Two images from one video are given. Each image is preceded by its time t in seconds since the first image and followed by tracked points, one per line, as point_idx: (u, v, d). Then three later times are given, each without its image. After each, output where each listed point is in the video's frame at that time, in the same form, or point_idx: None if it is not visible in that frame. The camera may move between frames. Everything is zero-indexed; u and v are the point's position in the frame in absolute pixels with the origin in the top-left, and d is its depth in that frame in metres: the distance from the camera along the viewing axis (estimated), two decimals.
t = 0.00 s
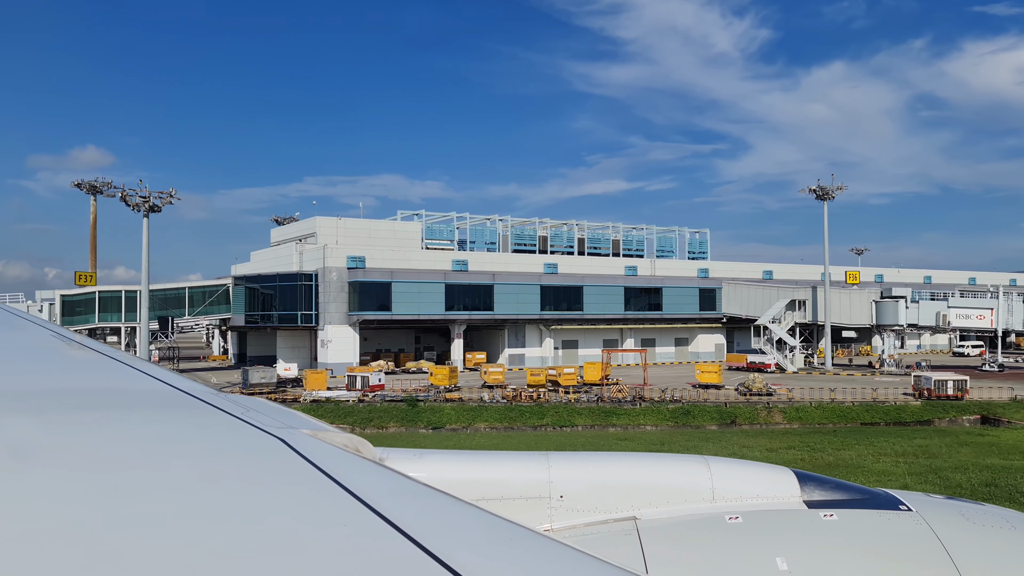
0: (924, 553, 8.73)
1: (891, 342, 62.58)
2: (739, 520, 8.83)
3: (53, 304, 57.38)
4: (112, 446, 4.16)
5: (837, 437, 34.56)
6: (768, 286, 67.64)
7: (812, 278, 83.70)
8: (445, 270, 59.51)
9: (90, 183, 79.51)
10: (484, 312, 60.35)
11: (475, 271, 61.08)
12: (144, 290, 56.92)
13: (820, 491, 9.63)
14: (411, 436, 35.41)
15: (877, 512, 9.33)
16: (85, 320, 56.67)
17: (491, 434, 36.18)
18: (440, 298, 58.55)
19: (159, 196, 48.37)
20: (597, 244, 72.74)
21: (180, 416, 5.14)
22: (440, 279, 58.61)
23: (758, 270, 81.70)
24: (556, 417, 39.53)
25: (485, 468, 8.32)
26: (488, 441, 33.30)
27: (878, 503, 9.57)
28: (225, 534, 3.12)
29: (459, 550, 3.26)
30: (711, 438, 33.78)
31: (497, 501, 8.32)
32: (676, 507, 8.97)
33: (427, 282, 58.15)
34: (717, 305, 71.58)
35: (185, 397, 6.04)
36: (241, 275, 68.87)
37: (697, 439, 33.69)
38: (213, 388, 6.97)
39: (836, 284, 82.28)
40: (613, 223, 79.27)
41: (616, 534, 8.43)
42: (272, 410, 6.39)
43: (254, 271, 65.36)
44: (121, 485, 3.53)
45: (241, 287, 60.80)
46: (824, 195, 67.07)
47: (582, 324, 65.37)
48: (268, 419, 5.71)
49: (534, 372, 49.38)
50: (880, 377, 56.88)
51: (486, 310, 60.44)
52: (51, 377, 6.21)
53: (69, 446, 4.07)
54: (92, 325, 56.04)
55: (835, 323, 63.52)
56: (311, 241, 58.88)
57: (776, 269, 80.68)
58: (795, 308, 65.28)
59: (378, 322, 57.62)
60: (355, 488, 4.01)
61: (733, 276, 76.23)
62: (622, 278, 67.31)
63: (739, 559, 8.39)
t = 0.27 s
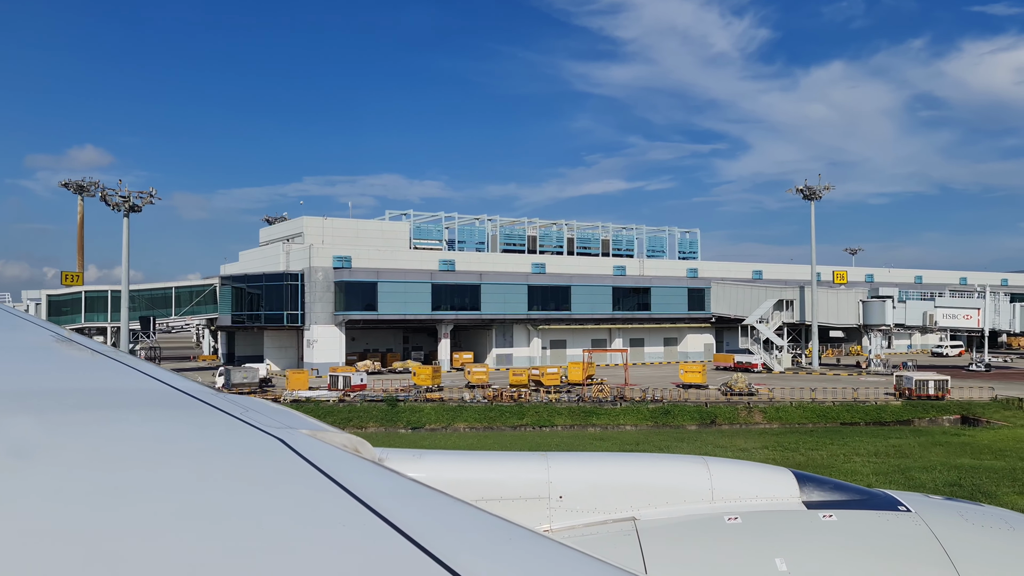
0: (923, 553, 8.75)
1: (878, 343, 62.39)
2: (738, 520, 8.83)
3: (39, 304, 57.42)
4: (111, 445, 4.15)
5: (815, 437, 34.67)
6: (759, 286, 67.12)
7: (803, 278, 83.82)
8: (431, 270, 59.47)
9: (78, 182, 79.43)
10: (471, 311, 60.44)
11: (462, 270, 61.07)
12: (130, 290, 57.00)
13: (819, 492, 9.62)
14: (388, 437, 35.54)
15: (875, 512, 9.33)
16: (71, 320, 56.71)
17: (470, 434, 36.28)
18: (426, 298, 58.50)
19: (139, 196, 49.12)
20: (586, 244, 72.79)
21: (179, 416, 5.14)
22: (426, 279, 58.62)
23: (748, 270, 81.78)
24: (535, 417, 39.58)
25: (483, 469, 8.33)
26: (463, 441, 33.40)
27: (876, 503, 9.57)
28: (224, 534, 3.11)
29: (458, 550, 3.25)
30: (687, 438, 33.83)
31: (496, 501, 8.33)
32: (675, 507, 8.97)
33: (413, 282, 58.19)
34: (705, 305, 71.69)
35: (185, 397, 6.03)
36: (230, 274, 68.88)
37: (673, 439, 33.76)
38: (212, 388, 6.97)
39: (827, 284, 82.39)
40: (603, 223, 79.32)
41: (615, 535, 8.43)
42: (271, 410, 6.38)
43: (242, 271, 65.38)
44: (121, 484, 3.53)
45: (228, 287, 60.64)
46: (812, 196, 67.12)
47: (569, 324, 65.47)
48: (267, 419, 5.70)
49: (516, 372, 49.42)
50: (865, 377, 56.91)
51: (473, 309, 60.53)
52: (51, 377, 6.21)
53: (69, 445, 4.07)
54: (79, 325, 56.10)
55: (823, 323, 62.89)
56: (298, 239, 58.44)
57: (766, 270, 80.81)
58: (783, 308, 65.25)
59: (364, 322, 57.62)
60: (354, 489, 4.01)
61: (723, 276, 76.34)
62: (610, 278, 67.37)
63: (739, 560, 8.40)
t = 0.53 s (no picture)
0: (921, 553, 8.76)
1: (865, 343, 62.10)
2: (736, 521, 8.83)
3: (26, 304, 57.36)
4: (111, 445, 4.15)
5: (791, 437, 34.77)
6: (746, 286, 67.52)
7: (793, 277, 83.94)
8: (418, 270, 59.48)
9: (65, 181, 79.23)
10: (459, 311, 60.53)
11: (450, 270, 61.04)
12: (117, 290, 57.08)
13: (818, 492, 9.60)
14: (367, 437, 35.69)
15: (874, 513, 9.33)
16: (57, 320, 56.68)
17: (452, 434, 36.36)
18: (413, 298, 58.48)
19: (120, 195, 49.40)
20: (576, 243, 72.78)
21: (181, 416, 5.15)
22: (413, 279, 58.58)
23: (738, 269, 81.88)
24: (517, 417, 39.70)
25: (481, 469, 8.34)
26: (440, 441, 33.50)
27: (874, 503, 9.58)
28: (229, 535, 3.11)
29: (459, 550, 3.26)
30: (663, 438, 33.87)
31: (495, 502, 8.32)
32: (674, 507, 8.97)
33: (400, 282, 58.15)
34: (694, 305, 71.84)
35: (184, 397, 6.05)
36: (218, 274, 68.83)
37: (649, 439, 33.82)
38: (212, 388, 6.97)
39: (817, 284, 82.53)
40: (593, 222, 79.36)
41: (615, 536, 8.42)
42: (272, 410, 6.39)
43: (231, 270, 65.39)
44: (121, 484, 3.54)
45: (215, 287, 60.68)
46: (799, 196, 67.15)
47: (557, 324, 65.60)
48: (267, 419, 5.71)
49: (500, 372, 49.27)
50: (851, 377, 56.92)
51: (460, 309, 60.58)
52: (52, 376, 6.22)
53: (68, 447, 4.07)
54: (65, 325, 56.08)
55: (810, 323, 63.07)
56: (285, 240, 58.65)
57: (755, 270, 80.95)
58: (771, 308, 65.33)
59: (351, 322, 57.68)
60: (354, 490, 4.00)
61: (712, 276, 76.41)
62: (598, 278, 67.46)
63: (737, 560, 8.41)
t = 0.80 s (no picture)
0: (923, 554, 8.75)
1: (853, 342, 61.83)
2: (735, 520, 8.82)
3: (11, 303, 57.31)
4: (109, 445, 4.15)
5: (768, 436, 34.79)
6: (735, 286, 67.59)
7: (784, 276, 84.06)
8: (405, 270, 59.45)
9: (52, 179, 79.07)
10: (446, 311, 60.65)
11: (437, 270, 60.99)
12: (104, 289, 57.13)
13: (818, 492, 9.61)
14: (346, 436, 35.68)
15: (873, 513, 9.33)
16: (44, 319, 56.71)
17: (432, 434, 36.36)
18: (400, 297, 58.53)
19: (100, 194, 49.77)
20: (565, 243, 72.76)
21: (178, 416, 5.14)
22: (400, 279, 58.65)
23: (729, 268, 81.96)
24: (497, 417, 39.80)
25: (479, 469, 8.33)
26: (414, 441, 33.49)
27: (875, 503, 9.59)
28: (226, 533, 3.12)
29: (456, 550, 3.25)
30: (639, 438, 33.79)
31: (494, 501, 8.33)
32: (674, 508, 8.97)
33: (386, 281, 58.27)
34: (683, 305, 72.01)
35: (183, 396, 6.05)
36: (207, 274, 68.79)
37: (626, 439, 33.82)
38: (211, 388, 6.96)
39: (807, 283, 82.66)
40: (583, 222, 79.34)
41: (616, 535, 8.41)
42: (270, 410, 6.37)
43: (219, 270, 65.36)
44: (120, 484, 3.55)
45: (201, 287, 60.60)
46: (786, 195, 67.16)
47: (544, 323, 65.65)
48: (265, 418, 5.71)
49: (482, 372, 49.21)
50: (837, 377, 56.93)
51: (447, 309, 60.76)
52: (49, 376, 6.23)
53: (66, 445, 4.06)
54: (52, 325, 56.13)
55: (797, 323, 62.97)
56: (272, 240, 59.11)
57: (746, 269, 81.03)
58: (758, 308, 65.39)
59: (338, 322, 57.69)
60: (353, 488, 4.00)
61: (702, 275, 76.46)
62: (586, 278, 67.49)
63: (737, 560, 8.40)
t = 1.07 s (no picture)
0: (923, 555, 8.74)
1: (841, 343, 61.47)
2: (735, 520, 8.83)
3: None
4: (109, 445, 4.15)
5: (743, 436, 34.76)
6: (724, 286, 67.69)
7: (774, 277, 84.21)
8: (393, 269, 59.49)
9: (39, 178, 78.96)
10: (433, 311, 60.54)
11: (425, 270, 60.99)
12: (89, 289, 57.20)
13: (817, 492, 9.63)
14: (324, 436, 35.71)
15: (873, 512, 9.33)
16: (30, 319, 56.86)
17: (412, 434, 36.33)
18: (386, 297, 58.48)
19: (81, 194, 50.06)
20: (555, 242, 72.84)
21: (176, 415, 5.14)
22: (386, 279, 58.61)
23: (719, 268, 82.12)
24: (477, 416, 39.94)
25: (478, 469, 8.33)
26: (389, 440, 33.50)
27: (875, 503, 9.59)
28: (225, 533, 3.12)
29: (455, 549, 3.25)
30: (615, 439, 33.74)
31: (493, 500, 8.34)
32: (673, 508, 8.97)
33: (373, 281, 58.21)
34: (672, 305, 72.14)
35: (182, 396, 6.05)
36: (196, 273, 68.80)
37: (602, 439, 33.75)
38: (211, 388, 6.96)
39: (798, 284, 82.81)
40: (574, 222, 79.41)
41: (615, 535, 8.41)
42: (270, 410, 6.37)
43: (208, 270, 65.38)
44: (121, 484, 3.55)
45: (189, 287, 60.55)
46: (773, 196, 67.22)
47: (532, 323, 65.68)
48: (264, 418, 5.70)
49: (465, 371, 47.99)
50: (824, 376, 56.85)
51: (435, 309, 60.72)
52: (48, 376, 6.23)
53: (65, 446, 4.06)
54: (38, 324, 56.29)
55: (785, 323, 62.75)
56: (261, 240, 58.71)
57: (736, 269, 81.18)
58: (746, 308, 65.31)
59: (324, 322, 57.65)
60: (352, 488, 4.00)
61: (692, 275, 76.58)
62: (575, 278, 67.54)
63: (737, 560, 8.40)
